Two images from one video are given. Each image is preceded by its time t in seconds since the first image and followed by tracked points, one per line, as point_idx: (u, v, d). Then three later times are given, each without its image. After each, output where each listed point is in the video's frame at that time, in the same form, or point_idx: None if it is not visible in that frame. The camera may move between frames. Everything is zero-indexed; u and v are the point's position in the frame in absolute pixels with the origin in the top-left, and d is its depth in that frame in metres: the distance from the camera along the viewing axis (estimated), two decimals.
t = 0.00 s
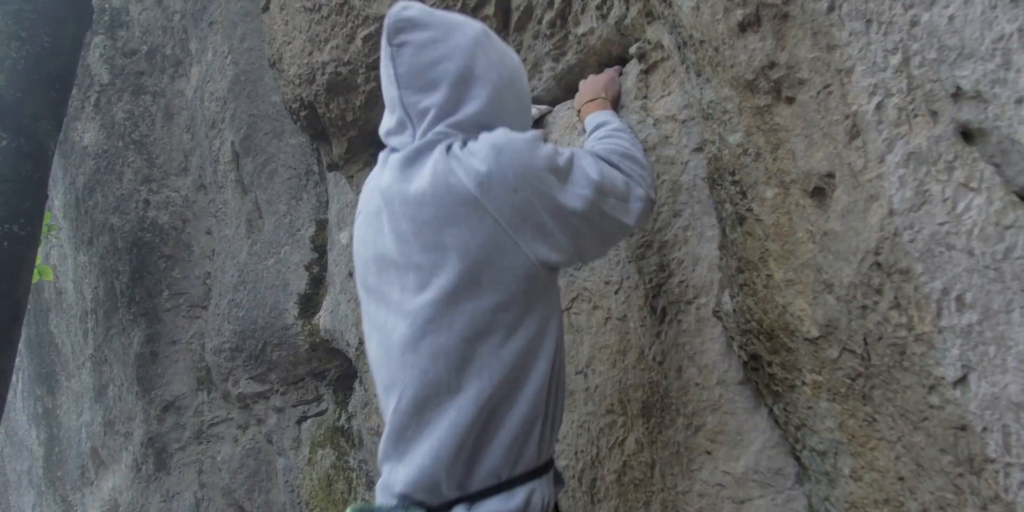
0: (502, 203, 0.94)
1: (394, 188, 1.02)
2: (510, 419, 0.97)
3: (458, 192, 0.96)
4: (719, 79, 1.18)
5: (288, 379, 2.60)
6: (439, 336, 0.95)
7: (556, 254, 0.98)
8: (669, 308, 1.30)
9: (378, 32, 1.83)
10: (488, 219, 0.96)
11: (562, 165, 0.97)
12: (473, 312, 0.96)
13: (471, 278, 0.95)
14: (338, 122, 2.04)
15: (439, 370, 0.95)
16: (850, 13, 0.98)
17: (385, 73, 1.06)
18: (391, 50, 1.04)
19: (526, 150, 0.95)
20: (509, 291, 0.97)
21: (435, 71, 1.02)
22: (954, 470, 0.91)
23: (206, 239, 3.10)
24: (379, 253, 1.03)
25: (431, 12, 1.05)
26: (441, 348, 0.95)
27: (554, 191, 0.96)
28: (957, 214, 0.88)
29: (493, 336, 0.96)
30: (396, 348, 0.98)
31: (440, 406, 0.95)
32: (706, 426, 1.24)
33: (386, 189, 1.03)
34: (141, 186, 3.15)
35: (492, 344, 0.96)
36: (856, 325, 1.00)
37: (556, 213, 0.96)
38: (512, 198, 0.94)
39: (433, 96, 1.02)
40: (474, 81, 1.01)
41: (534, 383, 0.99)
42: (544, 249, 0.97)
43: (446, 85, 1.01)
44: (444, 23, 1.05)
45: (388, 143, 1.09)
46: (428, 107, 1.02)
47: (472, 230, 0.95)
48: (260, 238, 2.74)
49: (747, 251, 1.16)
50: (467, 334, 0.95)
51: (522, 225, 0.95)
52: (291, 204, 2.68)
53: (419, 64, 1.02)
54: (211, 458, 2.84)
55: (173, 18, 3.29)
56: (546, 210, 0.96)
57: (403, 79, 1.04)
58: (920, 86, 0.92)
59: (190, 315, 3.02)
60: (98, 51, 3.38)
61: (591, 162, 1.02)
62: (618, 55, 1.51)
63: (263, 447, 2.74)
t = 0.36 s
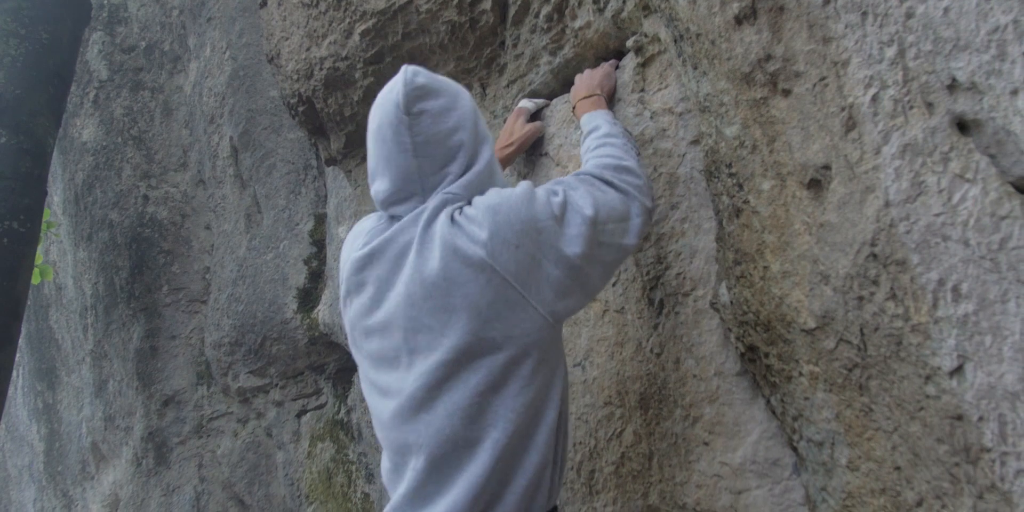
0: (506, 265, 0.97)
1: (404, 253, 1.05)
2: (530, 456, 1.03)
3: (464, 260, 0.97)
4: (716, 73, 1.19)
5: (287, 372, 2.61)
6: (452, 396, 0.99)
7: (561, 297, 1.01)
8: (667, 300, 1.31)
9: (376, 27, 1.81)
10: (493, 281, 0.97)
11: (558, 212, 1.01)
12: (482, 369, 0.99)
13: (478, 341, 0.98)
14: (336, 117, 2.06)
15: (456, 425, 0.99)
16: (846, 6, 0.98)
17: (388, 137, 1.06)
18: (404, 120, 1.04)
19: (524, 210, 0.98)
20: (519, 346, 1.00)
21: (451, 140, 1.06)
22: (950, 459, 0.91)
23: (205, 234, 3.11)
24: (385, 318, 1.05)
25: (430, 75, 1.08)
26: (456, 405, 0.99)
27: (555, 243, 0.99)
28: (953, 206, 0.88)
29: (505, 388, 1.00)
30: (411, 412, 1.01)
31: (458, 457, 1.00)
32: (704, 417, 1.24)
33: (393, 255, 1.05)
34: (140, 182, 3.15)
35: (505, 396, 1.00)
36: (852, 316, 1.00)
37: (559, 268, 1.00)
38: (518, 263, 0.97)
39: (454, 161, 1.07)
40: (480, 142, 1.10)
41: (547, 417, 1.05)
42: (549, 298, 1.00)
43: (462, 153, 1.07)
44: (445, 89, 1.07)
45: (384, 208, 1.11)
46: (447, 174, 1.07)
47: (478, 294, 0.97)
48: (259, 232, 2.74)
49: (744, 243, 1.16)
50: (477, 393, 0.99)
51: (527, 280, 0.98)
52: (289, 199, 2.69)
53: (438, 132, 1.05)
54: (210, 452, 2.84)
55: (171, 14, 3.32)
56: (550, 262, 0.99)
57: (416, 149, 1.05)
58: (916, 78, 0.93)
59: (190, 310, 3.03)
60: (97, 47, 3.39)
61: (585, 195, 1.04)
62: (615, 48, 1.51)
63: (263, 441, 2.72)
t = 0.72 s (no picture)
0: (485, 275, 1.01)
1: (387, 265, 1.08)
2: (517, 451, 1.08)
3: (445, 271, 1.01)
4: (712, 62, 1.20)
5: (286, 363, 2.62)
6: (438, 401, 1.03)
7: (543, 301, 1.04)
8: (664, 288, 1.32)
9: (374, 18, 1.81)
10: (474, 289, 1.01)
11: (535, 218, 1.03)
12: (466, 374, 1.03)
13: (462, 347, 1.02)
14: (332, 108, 2.12)
15: (445, 427, 1.03)
16: None
17: (355, 162, 1.09)
18: (370, 141, 1.07)
19: (500, 219, 1.01)
20: (501, 351, 1.03)
21: (416, 154, 1.09)
22: (945, 444, 0.92)
23: (204, 226, 3.11)
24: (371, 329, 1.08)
25: (386, 95, 1.10)
26: (442, 409, 1.03)
27: (536, 250, 1.02)
28: (947, 193, 0.89)
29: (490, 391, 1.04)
30: (399, 417, 1.05)
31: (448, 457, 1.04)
32: (701, 404, 1.25)
33: (376, 268, 1.08)
34: (138, 174, 3.15)
35: (489, 400, 1.04)
36: (848, 303, 1.01)
37: (540, 275, 1.02)
38: (499, 272, 1.01)
39: (421, 174, 1.10)
40: (442, 152, 1.13)
41: (532, 415, 1.09)
42: (530, 303, 1.03)
43: (428, 165, 1.09)
44: (400, 104, 1.10)
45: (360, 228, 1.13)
46: (417, 188, 1.09)
47: (459, 303, 1.01)
48: (258, 224, 2.75)
49: (740, 231, 1.17)
50: (463, 397, 1.03)
51: (506, 288, 1.01)
52: (287, 190, 2.69)
53: (404, 149, 1.08)
54: (210, 442, 2.85)
55: (170, 6, 3.33)
56: (531, 269, 1.02)
57: (384, 168, 1.08)
58: (911, 66, 0.93)
59: (189, 301, 3.03)
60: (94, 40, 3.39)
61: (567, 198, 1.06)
62: (612, 38, 1.52)
63: (262, 430, 2.74)
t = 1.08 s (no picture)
0: (443, 270, 1.06)
1: (354, 264, 1.14)
2: (484, 438, 1.12)
3: (405, 268, 1.08)
4: (708, 47, 1.20)
5: (286, 350, 2.64)
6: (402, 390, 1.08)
7: (501, 295, 1.09)
8: (661, 272, 1.32)
9: (371, 5, 1.82)
10: (432, 284, 1.07)
11: (491, 216, 1.07)
12: (428, 364, 1.08)
13: (421, 339, 1.08)
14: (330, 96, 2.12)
15: (410, 415, 1.09)
16: None
17: (318, 170, 1.17)
18: (328, 150, 1.15)
19: (456, 218, 1.06)
20: (460, 341, 1.08)
21: (374, 158, 1.17)
22: (941, 426, 0.92)
23: (202, 214, 3.11)
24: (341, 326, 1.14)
25: (342, 105, 1.18)
26: (406, 398, 1.08)
27: (492, 245, 1.06)
28: (943, 176, 0.89)
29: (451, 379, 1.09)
30: (368, 406, 1.11)
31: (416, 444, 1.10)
32: (698, 388, 1.26)
33: (343, 268, 1.15)
34: (137, 162, 3.15)
35: (451, 388, 1.09)
36: (844, 286, 1.02)
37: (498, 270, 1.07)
38: (455, 268, 1.06)
39: (380, 178, 1.17)
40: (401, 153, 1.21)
41: (497, 403, 1.13)
42: (488, 296, 1.08)
43: (386, 168, 1.17)
44: (357, 113, 1.18)
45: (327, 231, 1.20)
46: (377, 190, 1.17)
47: (418, 298, 1.07)
48: (256, 212, 2.76)
49: (736, 215, 1.17)
50: (426, 386, 1.08)
51: (463, 283, 1.07)
52: (284, 178, 2.70)
53: (360, 155, 1.16)
54: (210, 429, 2.85)
55: None
56: (489, 264, 1.07)
57: (344, 174, 1.16)
58: (906, 49, 0.93)
59: (188, 289, 3.04)
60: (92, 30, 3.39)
61: (528, 196, 1.09)
62: (608, 24, 1.52)
63: (262, 417, 2.73)
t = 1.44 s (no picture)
0: (458, 262, 1.09)
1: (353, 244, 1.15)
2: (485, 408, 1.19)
3: (418, 259, 1.10)
4: (706, 29, 1.20)
5: (285, 334, 2.64)
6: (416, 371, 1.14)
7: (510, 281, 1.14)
8: (659, 254, 1.33)
9: None
10: (445, 276, 1.10)
11: (506, 207, 1.10)
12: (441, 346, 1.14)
13: (437, 325, 1.12)
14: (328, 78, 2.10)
15: (421, 393, 1.15)
16: None
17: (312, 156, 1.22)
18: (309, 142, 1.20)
19: (472, 211, 1.09)
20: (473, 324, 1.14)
21: (354, 147, 1.18)
22: (936, 403, 0.92)
23: (200, 200, 3.10)
24: (341, 305, 1.15)
25: (329, 92, 1.19)
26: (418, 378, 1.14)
27: (507, 238, 1.10)
28: (939, 154, 0.90)
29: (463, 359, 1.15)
30: (377, 382, 1.16)
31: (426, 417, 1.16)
32: (695, 369, 1.26)
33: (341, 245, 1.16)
34: (136, 148, 3.16)
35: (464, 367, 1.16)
36: (841, 265, 1.02)
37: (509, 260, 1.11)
38: (468, 259, 1.09)
39: (360, 167, 1.18)
40: (389, 141, 1.19)
41: (502, 374, 1.20)
42: (498, 284, 1.13)
43: (366, 158, 1.17)
44: (343, 100, 1.19)
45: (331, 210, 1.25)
46: (356, 179, 1.18)
47: (433, 288, 1.10)
48: (255, 197, 2.77)
49: (733, 196, 1.17)
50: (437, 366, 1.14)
51: (476, 274, 1.11)
52: (283, 164, 2.70)
53: (338, 147, 1.18)
54: (210, 414, 2.85)
55: None
56: (502, 255, 1.10)
57: (329, 163, 1.19)
58: (903, 29, 0.94)
59: (187, 274, 3.03)
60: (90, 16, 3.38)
61: (541, 185, 1.11)
62: (605, 6, 1.53)
63: (261, 402, 2.74)
